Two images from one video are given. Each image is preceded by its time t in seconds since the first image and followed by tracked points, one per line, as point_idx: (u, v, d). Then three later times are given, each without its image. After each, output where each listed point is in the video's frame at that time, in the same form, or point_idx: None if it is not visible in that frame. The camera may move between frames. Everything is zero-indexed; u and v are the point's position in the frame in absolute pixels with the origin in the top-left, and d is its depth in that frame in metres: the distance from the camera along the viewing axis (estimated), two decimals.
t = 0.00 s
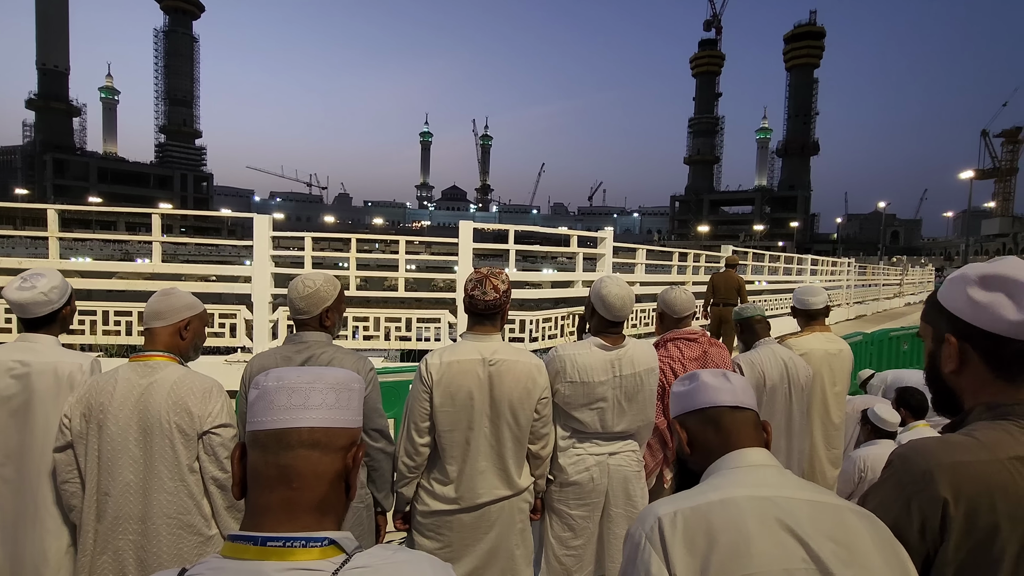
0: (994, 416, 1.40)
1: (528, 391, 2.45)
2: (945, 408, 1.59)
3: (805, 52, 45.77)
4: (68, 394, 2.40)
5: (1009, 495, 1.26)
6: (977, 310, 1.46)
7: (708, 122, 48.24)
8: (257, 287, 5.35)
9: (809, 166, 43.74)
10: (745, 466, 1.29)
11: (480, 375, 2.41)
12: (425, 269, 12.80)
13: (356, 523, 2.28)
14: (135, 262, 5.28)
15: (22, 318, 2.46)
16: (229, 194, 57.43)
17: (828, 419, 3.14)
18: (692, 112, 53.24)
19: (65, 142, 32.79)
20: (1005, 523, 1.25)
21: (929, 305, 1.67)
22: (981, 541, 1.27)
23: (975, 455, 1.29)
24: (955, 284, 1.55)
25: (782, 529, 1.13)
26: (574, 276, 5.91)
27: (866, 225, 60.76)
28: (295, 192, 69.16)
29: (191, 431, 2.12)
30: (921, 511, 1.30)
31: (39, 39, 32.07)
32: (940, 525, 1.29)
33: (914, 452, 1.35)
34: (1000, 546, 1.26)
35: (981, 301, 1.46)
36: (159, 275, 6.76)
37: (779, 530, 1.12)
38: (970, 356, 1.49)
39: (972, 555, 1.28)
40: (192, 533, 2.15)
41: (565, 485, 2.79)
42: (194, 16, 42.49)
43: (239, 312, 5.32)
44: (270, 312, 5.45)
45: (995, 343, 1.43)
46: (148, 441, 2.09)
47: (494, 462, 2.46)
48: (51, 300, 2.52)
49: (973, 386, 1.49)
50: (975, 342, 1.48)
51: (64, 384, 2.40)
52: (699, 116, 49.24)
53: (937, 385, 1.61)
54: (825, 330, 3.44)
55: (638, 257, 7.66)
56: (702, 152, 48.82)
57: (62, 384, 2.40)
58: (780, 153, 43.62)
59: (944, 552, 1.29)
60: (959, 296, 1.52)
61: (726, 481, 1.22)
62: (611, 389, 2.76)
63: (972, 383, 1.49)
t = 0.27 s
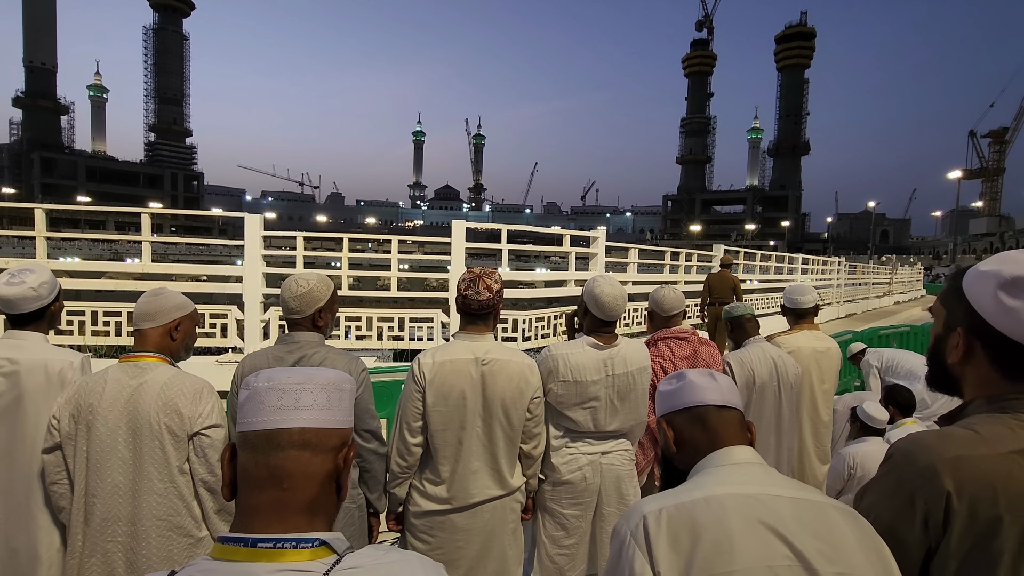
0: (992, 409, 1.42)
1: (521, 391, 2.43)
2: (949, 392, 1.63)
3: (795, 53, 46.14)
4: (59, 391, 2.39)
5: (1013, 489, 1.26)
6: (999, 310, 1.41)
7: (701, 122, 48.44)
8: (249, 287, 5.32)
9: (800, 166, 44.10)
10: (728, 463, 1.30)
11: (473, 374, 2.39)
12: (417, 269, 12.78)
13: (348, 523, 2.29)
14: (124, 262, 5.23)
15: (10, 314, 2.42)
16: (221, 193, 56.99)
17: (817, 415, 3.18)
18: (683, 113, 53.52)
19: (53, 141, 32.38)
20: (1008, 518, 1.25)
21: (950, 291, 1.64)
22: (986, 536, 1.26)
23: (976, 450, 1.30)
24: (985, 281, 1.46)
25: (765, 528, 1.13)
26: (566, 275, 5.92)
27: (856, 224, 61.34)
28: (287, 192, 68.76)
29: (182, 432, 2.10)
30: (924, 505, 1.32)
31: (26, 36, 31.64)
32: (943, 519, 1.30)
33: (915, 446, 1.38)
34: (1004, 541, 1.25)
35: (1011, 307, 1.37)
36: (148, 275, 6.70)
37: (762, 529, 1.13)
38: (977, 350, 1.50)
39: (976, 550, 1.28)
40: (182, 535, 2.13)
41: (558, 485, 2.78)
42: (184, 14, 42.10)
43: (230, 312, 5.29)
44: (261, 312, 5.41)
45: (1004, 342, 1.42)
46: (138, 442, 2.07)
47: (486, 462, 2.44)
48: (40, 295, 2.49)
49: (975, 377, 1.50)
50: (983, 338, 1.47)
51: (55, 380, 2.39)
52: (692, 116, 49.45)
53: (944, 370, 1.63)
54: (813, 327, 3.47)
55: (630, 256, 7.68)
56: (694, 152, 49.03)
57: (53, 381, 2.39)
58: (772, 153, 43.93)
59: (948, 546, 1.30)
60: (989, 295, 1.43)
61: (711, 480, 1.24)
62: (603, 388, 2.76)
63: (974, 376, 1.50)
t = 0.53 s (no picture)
0: (996, 412, 1.45)
1: (514, 394, 2.41)
2: (954, 390, 1.66)
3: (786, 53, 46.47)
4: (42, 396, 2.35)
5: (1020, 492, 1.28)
6: (1015, 316, 1.40)
7: (693, 122, 48.66)
8: (239, 286, 5.28)
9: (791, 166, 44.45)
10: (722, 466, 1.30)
11: (465, 377, 2.35)
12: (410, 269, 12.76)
13: (340, 524, 2.30)
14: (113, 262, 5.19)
15: None
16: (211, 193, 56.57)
17: (807, 413, 3.20)
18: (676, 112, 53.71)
19: (40, 139, 32.00)
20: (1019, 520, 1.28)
21: (968, 291, 1.62)
22: (997, 540, 1.29)
23: (986, 453, 1.32)
24: (999, 285, 1.45)
25: (759, 530, 1.14)
26: (558, 274, 5.94)
27: (847, 223, 61.90)
28: (279, 191, 68.36)
29: (171, 433, 2.09)
30: (938, 512, 1.32)
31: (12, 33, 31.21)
32: (956, 525, 1.31)
33: (926, 452, 1.37)
34: (1014, 543, 1.28)
35: None
36: (138, 275, 6.65)
37: (755, 533, 1.14)
38: (987, 355, 1.50)
39: (988, 556, 1.29)
40: (172, 537, 2.11)
41: (551, 484, 2.79)
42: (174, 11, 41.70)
43: (221, 312, 5.26)
44: (252, 312, 5.38)
45: (1016, 348, 1.43)
46: (127, 443, 2.05)
47: (479, 466, 2.38)
48: (26, 297, 2.46)
49: (981, 381, 1.52)
50: (995, 343, 1.48)
51: (37, 387, 2.35)
52: (684, 116, 49.65)
53: (952, 369, 1.64)
54: (802, 326, 3.51)
55: (622, 255, 7.71)
56: (686, 151, 49.27)
57: (35, 387, 2.34)
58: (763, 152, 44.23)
59: (961, 552, 1.31)
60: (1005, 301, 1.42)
61: (705, 482, 1.24)
62: (595, 386, 2.77)
63: (982, 379, 1.52)
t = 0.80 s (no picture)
0: (993, 411, 1.47)
1: (505, 392, 2.40)
2: (951, 388, 1.67)
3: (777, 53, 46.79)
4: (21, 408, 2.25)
5: (1015, 490, 1.30)
6: (1016, 314, 1.41)
7: (685, 121, 48.84)
8: (229, 286, 5.25)
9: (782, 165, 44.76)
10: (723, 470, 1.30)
11: (457, 375, 2.34)
12: (402, 268, 12.73)
13: (333, 522, 2.30)
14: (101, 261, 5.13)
15: None
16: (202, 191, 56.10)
17: (795, 411, 3.23)
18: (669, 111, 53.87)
19: (27, 136, 31.58)
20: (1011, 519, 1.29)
21: (968, 289, 1.63)
22: (990, 538, 1.30)
23: (981, 453, 1.33)
24: (1002, 283, 1.45)
25: (759, 536, 1.15)
26: (550, 273, 5.95)
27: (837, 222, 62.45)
28: (271, 189, 67.91)
29: (158, 433, 2.07)
30: (931, 510, 1.34)
31: None
32: (949, 524, 1.32)
33: (920, 451, 1.39)
34: (1009, 540, 1.29)
35: None
36: (126, 275, 6.58)
37: (757, 539, 1.15)
38: (986, 353, 1.52)
39: (982, 553, 1.31)
40: (160, 538, 2.10)
41: (542, 482, 2.79)
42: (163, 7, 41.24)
43: (210, 311, 5.22)
44: (243, 312, 5.35)
45: (1015, 348, 1.44)
46: (113, 444, 2.04)
47: (471, 464, 2.37)
48: (14, 304, 2.44)
49: (978, 379, 1.54)
50: (995, 342, 1.49)
51: (15, 399, 2.25)
52: (677, 115, 49.81)
53: (951, 368, 1.66)
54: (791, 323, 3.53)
55: (613, 254, 7.73)
56: (679, 150, 49.44)
57: (12, 399, 2.24)
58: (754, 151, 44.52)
59: (953, 550, 1.33)
60: (1007, 298, 1.43)
61: (706, 487, 1.24)
62: (586, 384, 2.77)
63: (979, 377, 1.53)
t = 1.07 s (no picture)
0: (978, 409, 1.49)
1: (496, 390, 2.40)
2: (938, 386, 1.69)
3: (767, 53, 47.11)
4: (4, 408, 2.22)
5: (999, 491, 1.32)
6: (1000, 314, 1.43)
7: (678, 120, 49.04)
8: (219, 285, 5.21)
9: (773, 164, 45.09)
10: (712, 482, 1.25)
11: (447, 373, 2.34)
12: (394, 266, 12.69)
13: (323, 521, 2.30)
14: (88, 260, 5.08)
15: None
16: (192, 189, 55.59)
17: (784, 408, 3.26)
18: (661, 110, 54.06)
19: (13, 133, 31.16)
20: (993, 518, 1.32)
21: (955, 288, 1.65)
22: (972, 536, 1.33)
23: (964, 452, 1.35)
24: (988, 283, 1.47)
25: (754, 554, 1.13)
26: (543, 271, 5.96)
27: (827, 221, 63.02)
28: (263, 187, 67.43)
29: (145, 433, 2.06)
30: (915, 508, 1.36)
31: None
32: (934, 523, 1.34)
33: (906, 451, 1.41)
34: (990, 540, 1.32)
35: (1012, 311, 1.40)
36: (115, 274, 6.52)
37: (752, 558, 1.12)
38: (972, 351, 1.54)
39: (963, 553, 1.33)
40: (147, 538, 2.08)
41: (533, 481, 2.79)
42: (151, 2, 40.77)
43: (200, 310, 5.18)
44: (232, 311, 5.32)
45: (1001, 346, 1.46)
46: (100, 444, 2.02)
47: (461, 462, 2.37)
48: None
49: (965, 377, 1.56)
50: (981, 341, 1.51)
51: None
52: (670, 114, 49.98)
53: (938, 366, 1.68)
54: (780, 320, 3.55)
55: (606, 252, 7.76)
56: (671, 149, 49.62)
57: None
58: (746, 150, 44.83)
59: (937, 548, 1.35)
60: (991, 298, 1.45)
61: (701, 502, 1.20)
62: (576, 382, 2.78)
63: (966, 375, 1.55)
